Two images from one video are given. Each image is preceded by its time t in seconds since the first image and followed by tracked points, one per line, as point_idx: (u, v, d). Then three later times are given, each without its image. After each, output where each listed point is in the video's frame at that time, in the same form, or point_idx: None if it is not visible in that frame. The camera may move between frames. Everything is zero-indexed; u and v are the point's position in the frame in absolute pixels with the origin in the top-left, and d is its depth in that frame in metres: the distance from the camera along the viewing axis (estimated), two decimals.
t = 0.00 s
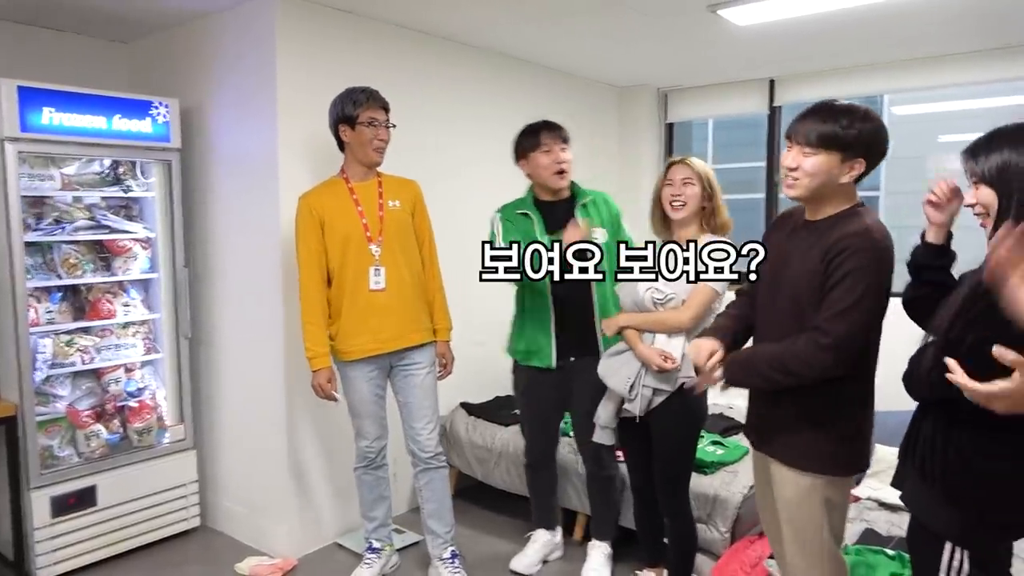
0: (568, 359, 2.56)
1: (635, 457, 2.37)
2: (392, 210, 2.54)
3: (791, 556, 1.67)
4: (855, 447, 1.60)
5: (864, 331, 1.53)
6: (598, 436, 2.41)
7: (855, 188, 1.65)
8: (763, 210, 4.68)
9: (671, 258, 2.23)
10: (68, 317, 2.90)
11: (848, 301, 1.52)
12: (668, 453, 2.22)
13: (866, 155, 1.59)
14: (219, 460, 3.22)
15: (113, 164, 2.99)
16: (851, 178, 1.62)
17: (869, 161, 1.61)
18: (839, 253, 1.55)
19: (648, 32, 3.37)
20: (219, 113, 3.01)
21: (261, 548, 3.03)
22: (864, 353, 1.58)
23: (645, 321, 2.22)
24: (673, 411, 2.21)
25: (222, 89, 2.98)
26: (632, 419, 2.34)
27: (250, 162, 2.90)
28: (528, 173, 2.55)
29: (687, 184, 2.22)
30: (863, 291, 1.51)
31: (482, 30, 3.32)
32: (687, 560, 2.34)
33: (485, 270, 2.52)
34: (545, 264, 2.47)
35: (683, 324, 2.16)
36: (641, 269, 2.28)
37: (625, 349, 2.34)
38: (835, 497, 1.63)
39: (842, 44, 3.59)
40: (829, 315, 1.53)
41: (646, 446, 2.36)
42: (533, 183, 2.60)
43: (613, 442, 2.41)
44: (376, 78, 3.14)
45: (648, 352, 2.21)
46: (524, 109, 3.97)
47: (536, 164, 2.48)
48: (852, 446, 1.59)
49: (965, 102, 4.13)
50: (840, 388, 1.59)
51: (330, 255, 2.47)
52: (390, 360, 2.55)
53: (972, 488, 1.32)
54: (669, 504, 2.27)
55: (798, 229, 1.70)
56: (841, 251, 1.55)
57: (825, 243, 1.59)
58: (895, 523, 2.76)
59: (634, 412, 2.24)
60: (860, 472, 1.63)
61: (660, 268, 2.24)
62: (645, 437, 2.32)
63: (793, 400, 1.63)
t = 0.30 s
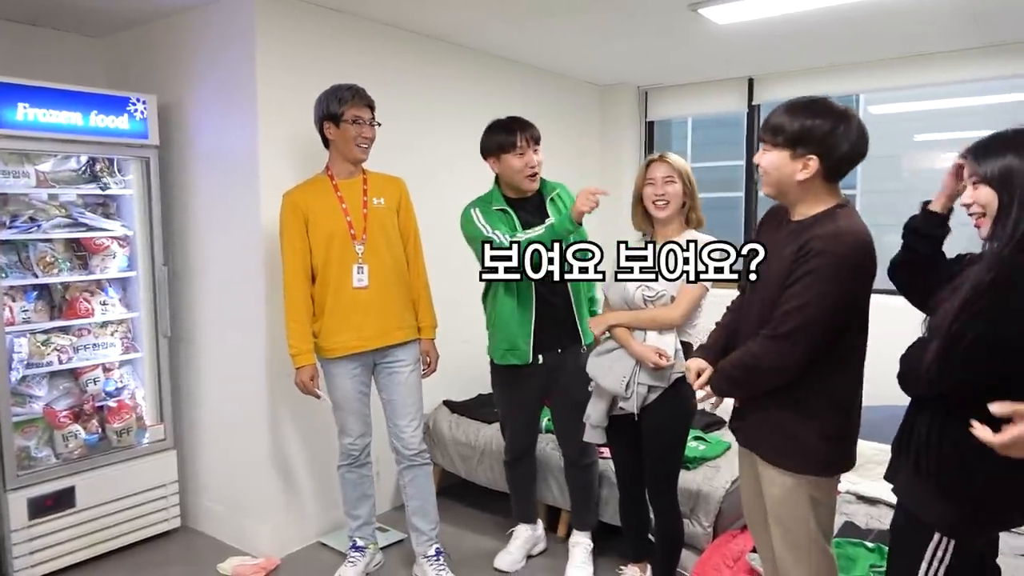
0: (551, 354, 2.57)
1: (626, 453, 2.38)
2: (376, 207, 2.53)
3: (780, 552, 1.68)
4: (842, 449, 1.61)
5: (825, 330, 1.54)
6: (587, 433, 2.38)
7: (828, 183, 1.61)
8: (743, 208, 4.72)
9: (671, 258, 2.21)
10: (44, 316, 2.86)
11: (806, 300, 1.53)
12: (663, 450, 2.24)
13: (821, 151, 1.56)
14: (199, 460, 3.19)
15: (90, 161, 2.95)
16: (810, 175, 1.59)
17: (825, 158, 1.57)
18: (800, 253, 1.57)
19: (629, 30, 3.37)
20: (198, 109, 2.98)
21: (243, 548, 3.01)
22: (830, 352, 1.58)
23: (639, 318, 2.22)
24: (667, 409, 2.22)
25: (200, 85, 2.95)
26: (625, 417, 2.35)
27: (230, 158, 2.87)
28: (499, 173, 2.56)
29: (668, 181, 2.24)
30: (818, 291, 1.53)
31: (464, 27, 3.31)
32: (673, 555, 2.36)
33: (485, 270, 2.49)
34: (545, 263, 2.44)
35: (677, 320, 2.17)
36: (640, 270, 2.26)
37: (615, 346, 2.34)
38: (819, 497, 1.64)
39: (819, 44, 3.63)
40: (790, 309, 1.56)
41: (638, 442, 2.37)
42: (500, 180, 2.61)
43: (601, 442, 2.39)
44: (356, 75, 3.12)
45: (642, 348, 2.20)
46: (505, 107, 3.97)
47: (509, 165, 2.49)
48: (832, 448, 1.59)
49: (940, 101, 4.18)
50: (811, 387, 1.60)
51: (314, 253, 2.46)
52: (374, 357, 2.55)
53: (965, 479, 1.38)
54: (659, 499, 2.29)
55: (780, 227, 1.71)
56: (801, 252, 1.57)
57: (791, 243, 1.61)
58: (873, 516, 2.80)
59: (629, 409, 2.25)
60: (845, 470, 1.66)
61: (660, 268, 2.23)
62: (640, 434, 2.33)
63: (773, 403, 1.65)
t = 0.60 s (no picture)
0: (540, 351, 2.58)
1: (615, 449, 2.40)
2: (369, 205, 2.53)
3: (768, 551, 1.69)
4: (831, 447, 1.62)
5: (801, 322, 1.54)
6: (576, 430, 2.39)
7: (811, 177, 1.61)
8: (731, 206, 4.75)
9: (671, 258, 2.18)
10: (30, 314, 2.83)
11: (776, 289, 1.54)
12: (650, 446, 2.25)
13: (803, 139, 1.57)
14: (189, 459, 3.17)
15: (77, 158, 2.92)
16: (791, 164, 1.60)
17: (809, 147, 1.57)
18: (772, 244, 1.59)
19: (620, 28, 3.38)
20: (187, 106, 2.96)
21: (233, 547, 3.00)
22: (808, 346, 1.59)
23: (626, 314, 2.23)
24: (652, 405, 2.24)
25: (189, 81, 2.93)
26: (613, 414, 2.36)
27: (219, 155, 2.86)
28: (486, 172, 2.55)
29: (651, 178, 2.25)
30: (787, 279, 1.53)
31: (454, 24, 3.30)
32: (663, 551, 2.37)
33: (484, 270, 2.46)
34: (545, 263, 2.41)
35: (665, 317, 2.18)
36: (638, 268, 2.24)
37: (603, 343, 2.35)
38: (807, 495, 1.64)
39: (807, 42, 3.66)
40: (761, 299, 1.57)
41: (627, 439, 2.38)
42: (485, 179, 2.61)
43: (590, 437, 2.41)
44: (346, 72, 3.11)
45: (629, 344, 2.21)
46: (495, 105, 3.96)
47: (498, 165, 2.48)
48: (815, 443, 1.59)
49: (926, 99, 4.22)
50: (794, 382, 1.60)
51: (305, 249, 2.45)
52: (364, 355, 2.54)
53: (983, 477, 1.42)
54: (648, 495, 2.30)
55: (765, 226, 1.73)
56: (773, 243, 1.59)
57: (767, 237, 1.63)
58: (862, 511, 2.82)
59: (615, 406, 2.26)
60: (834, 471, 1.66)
61: (660, 268, 2.20)
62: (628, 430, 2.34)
63: (760, 402, 1.66)
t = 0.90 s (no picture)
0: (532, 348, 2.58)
1: (605, 447, 2.40)
2: (364, 208, 2.51)
3: (757, 547, 1.69)
4: (819, 443, 1.62)
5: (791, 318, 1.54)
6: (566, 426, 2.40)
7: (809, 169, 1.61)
8: (724, 204, 4.76)
9: (671, 259, 2.17)
10: (19, 310, 2.81)
11: (768, 285, 1.54)
12: (638, 442, 2.25)
13: (804, 129, 1.57)
14: (179, 456, 3.15)
15: (67, 153, 2.90)
16: (790, 152, 1.59)
17: (809, 137, 1.57)
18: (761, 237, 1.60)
19: (613, 25, 3.38)
20: (178, 101, 2.94)
21: (223, 545, 2.98)
22: (794, 342, 1.59)
23: (615, 311, 2.24)
24: (639, 401, 2.24)
25: (180, 76, 2.91)
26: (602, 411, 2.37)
27: (211, 151, 2.84)
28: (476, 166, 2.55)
29: (638, 173, 2.26)
30: (775, 273, 1.53)
31: (447, 20, 3.29)
32: (654, 547, 2.37)
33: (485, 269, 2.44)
34: (545, 263, 2.42)
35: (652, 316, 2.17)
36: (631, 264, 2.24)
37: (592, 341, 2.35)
38: (795, 493, 1.64)
39: (800, 41, 3.67)
40: (754, 295, 1.56)
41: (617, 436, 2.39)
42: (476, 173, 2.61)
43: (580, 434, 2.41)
44: (338, 68, 3.10)
45: (617, 340, 2.22)
46: (488, 102, 3.96)
47: (489, 159, 2.47)
48: (802, 441, 1.60)
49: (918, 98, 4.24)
50: (781, 379, 1.61)
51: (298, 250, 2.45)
52: (354, 358, 2.54)
53: (1001, 469, 1.41)
54: (638, 490, 2.30)
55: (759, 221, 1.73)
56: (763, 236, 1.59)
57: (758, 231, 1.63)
58: (852, 508, 2.84)
59: (603, 402, 2.27)
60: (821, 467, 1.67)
61: (660, 268, 2.18)
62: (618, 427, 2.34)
63: (747, 397, 1.67)
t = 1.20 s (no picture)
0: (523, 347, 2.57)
1: (600, 442, 2.40)
2: (370, 206, 2.49)
3: (746, 541, 1.70)
4: (804, 440, 1.62)
5: (787, 314, 1.54)
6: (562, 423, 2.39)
7: (807, 164, 1.60)
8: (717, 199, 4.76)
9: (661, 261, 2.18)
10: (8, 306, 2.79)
11: (767, 280, 1.53)
12: (631, 438, 2.25)
13: (797, 126, 1.57)
14: (171, 452, 3.14)
15: (56, 148, 2.87)
16: (786, 151, 1.59)
17: (803, 133, 1.57)
18: (764, 228, 1.59)
19: (607, 19, 3.37)
20: (168, 96, 2.92)
21: (216, 542, 2.98)
22: (786, 340, 1.59)
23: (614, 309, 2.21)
24: (634, 397, 2.24)
25: (170, 71, 2.89)
26: (595, 408, 2.37)
27: (202, 146, 2.82)
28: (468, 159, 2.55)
29: (626, 169, 2.25)
30: (774, 267, 1.53)
31: (439, 14, 3.28)
32: (648, 542, 2.37)
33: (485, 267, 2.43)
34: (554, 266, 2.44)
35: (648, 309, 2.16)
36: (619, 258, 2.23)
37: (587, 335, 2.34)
38: (783, 490, 1.64)
39: (793, 35, 3.66)
40: (752, 288, 1.55)
41: (612, 432, 2.38)
42: (468, 167, 2.60)
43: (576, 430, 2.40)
44: (329, 63, 3.08)
45: (613, 337, 2.21)
46: (480, 96, 3.94)
47: (479, 152, 2.47)
48: (790, 437, 1.60)
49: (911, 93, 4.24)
50: (771, 376, 1.61)
51: (300, 243, 2.43)
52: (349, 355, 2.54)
53: (1006, 467, 1.41)
54: (635, 486, 2.30)
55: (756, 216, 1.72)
56: (766, 227, 1.58)
57: (761, 222, 1.62)
58: (845, 501, 2.84)
59: (601, 398, 2.26)
60: (810, 462, 1.67)
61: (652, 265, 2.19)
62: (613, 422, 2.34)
63: (737, 392, 1.66)
